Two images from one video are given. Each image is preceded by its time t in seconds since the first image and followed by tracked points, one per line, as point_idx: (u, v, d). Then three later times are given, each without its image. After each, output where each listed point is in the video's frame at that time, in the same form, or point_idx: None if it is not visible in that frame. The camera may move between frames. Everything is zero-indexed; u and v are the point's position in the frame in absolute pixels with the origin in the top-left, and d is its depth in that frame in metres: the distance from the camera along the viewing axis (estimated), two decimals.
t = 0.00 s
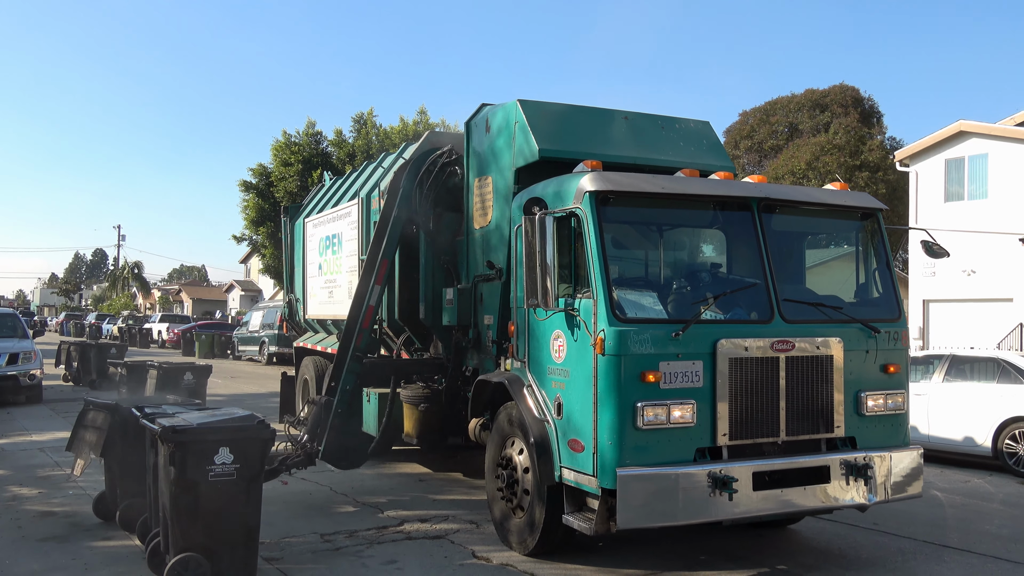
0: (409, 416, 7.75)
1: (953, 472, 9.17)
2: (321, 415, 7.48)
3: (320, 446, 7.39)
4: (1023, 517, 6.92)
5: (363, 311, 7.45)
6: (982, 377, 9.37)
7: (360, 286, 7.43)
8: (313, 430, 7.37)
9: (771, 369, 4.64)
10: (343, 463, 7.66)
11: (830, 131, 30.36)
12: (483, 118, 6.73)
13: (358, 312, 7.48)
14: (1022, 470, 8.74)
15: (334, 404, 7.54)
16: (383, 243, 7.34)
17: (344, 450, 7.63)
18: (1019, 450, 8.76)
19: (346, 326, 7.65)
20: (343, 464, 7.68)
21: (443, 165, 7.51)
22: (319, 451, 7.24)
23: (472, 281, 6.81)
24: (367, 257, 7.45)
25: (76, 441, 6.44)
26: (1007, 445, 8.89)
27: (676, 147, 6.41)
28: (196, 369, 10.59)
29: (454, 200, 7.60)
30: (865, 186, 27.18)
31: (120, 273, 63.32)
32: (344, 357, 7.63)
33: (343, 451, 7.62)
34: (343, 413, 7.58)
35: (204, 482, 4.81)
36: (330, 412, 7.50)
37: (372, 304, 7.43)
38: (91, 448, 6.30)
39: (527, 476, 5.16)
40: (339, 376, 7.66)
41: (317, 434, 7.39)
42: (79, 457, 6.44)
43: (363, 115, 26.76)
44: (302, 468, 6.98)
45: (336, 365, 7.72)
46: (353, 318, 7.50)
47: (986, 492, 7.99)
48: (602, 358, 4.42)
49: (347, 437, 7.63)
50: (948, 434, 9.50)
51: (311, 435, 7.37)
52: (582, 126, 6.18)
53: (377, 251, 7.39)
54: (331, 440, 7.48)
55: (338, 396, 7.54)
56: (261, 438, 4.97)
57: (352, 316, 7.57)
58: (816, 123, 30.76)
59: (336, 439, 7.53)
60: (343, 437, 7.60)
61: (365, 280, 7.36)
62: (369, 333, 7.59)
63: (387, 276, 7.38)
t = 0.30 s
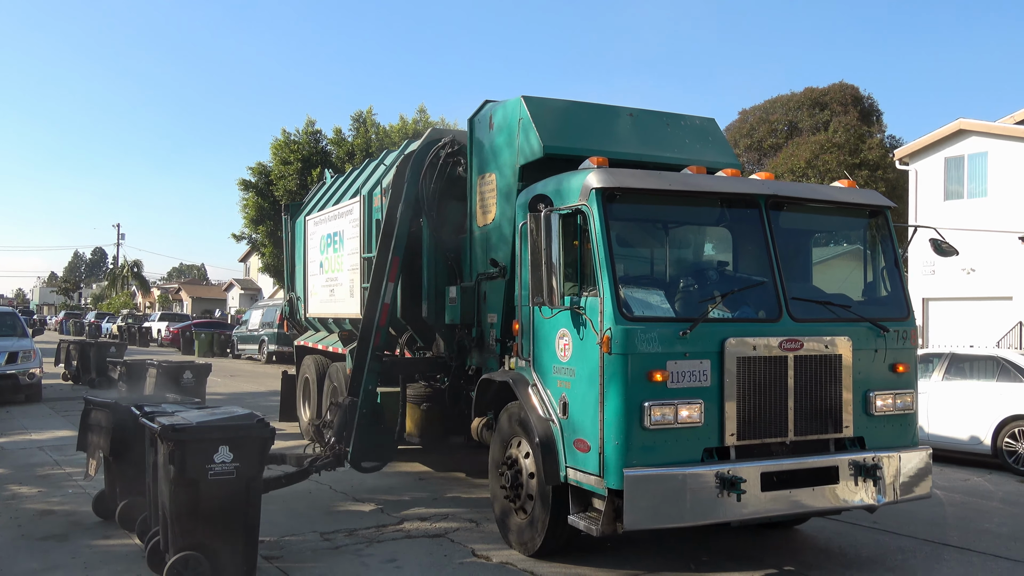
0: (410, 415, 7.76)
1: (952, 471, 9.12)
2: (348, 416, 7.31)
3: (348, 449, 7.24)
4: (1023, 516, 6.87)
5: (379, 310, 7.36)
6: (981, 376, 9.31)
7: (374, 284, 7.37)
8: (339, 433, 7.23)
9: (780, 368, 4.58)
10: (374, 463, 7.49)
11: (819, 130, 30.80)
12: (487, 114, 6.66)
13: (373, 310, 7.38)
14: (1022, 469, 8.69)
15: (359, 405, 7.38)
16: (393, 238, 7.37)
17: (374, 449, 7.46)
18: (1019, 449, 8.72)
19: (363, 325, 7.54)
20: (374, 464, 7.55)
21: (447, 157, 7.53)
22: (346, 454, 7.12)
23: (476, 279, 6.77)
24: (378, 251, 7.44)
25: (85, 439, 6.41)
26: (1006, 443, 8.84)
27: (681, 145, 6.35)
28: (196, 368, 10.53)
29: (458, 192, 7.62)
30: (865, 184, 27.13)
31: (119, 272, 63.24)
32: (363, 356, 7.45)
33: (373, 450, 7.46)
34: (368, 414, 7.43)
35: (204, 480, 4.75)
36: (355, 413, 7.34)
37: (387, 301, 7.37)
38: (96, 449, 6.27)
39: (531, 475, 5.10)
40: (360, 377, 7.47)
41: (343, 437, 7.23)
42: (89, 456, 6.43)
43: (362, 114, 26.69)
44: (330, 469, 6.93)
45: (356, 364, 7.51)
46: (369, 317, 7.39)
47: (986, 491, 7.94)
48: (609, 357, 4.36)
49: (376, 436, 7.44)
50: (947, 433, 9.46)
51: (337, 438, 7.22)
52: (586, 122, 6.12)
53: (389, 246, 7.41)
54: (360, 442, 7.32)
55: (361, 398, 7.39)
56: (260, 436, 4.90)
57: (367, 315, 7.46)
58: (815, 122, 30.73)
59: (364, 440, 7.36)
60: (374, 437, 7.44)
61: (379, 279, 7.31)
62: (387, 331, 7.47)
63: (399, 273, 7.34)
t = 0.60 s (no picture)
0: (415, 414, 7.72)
1: (950, 468, 9.05)
2: (374, 418, 7.23)
3: (377, 450, 7.18)
4: (1022, 513, 6.80)
5: (396, 307, 7.38)
6: (979, 373, 9.23)
7: (389, 281, 7.42)
8: (367, 435, 7.16)
9: (793, 367, 4.50)
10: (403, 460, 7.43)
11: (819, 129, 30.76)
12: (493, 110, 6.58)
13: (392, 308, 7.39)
14: (1020, 466, 8.61)
15: (385, 405, 7.30)
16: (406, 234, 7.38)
17: (401, 446, 7.40)
18: (1017, 446, 8.66)
19: (381, 326, 7.56)
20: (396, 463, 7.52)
21: (450, 150, 7.54)
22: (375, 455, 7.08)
23: (481, 276, 6.68)
24: (388, 251, 7.50)
25: (85, 438, 6.31)
26: (1005, 440, 8.77)
27: (690, 140, 6.27)
28: (194, 366, 10.42)
29: (464, 183, 7.54)
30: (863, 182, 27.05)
31: (117, 271, 63.11)
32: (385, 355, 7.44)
33: (400, 446, 7.41)
34: (394, 413, 7.34)
35: (203, 479, 4.66)
36: (382, 414, 7.28)
37: (404, 298, 7.38)
38: (97, 448, 6.17)
39: (539, 476, 5.01)
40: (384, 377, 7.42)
41: (372, 439, 7.17)
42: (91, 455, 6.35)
43: (360, 112, 26.59)
44: (360, 471, 6.93)
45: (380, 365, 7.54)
46: (388, 316, 7.40)
47: (984, 488, 7.86)
48: (620, 355, 4.27)
49: (404, 432, 7.39)
50: (944, 430, 9.38)
51: (366, 439, 7.16)
52: (594, 117, 6.03)
53: (400, 243, 7.44)
54: (388, 442, 7.27)
55: (387, 398, 7.30)
56: (259, 435, 4.80)
57: (385, 314, 7.47)
58: (814, 119, 30.74)
59: (392, 439, 7.29)
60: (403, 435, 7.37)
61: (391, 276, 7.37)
62: (406, 329, 7.45)
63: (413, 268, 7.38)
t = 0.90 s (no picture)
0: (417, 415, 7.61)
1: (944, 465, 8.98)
2: (375, 420, 7.04)
3: (379, 453, 6.98)
4: (1014, 509, 6.72)
5: (395, 306, 7.20)
6: (973, 370, 9.15)
7: (388, 280, 7.23)
8: (369, 437, 6.98)
9: (806, 366, 4.38)
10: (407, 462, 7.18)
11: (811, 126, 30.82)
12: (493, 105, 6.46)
13: (390, 307, 7.21)
14: (1013, 462, 8.53)
15: (386, 407, 7.11)
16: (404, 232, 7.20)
17: (404, 448, 7.14)
18: (1011, 442, 8.58)
19: (380, 324, 7.33)
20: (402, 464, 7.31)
21: (446, 144, 7.37)
22: (378, 458, 6.90)
23: (482, 274, 6.57)
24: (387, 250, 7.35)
25: (73, 440, 6.12)
26: (998, 437, 8.68)
27: (695, 134, 6.15)
28: (188, 366, 10.22)
29: (464, 176, 7.40)
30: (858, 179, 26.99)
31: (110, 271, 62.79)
32: (385, 356, 7.22)
33: (403, 450, 7.13)
34: (395, 414, 7.12)
35: (196, 479, 4.52)
36: (382, 416, 7.09)
37: (402, 297, 7.21)
38: (87, 447, 5.99)
39: (544, 478, 4.88)
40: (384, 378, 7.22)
41: (375, 441, 6.97)
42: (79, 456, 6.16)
43: (354, 110, 26.33)
44: (362, 473, 6.73)
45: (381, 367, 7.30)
46: (387, 315, 7.22)
47: (977, 484, 7.78)
48: (629, 355, 4.14)
49: (406, 434, 7.12)
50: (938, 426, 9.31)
51: (367, 442, 6.96)
52: (598, 111, 5.91)
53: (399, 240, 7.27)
54: (390, 445, 7.05)
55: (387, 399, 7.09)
56: (253, 435, 4.66)
57: (385, 313, 7.28)
58: (808, 117, 30.62)
59: (394, 441, 7.07)
60: (408, 435, 7.15)
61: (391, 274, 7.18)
62: (406, 328, 7.27)
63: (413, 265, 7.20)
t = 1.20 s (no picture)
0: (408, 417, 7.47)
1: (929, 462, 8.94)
2: (367, 421, 6.95)
3: (371, 455, 6.84)
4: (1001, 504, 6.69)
5: (388, 305, 7.10)
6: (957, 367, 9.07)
7: (381, 278, 7.14)
8: (361, 438, 6.85)
9: (816, 365, 4.24)
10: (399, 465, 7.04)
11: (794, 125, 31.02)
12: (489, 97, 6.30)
13: (383, 306, 7.12)
14: (995, 458, 8.47)
15: (379, 408, 7.03)
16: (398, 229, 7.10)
17: (396, 450, 7.00)
18: (994, 438, 8.52)
19: (371, 325, 7.23)
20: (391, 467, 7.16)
21: (444, 138, 7.19)
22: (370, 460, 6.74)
23: (478, 271, 6.41)
24: (382, 242, 7.21)
25: (59, 440, 5.95)
26: (982, 433, 8.61)
27: (696, 127, 6.01)
28: (173, 366, 10.03)
29: (460, 172, 7.18)
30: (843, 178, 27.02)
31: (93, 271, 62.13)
32: (378, 355, 7.15)
33: (396, 452, 7.01)
34: (388, 415, 7.05)
35: (180, 479, 4.44)
36: (375, 417, 7.00)
37: (396, 296, 7.11)
38: (73, 449, 5.81)
39: (545, 481, 4.72)
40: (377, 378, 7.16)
41: (366, 443, 6.85)
42: (66, 457, 5.99)
43: (338, 109, 25.98)
44: (353, 477, 6.55)
45: (373, 368, 7.25)
46: (380, 315, 7.11)
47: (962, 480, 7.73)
48: (634, 355, 3.99)
49: (398, 436, 7.02)
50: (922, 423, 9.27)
51: (359, 444, 6.82)
52: (597, 104, 5.76)
53: (392, 237, 7.16)
54: (382, 446, 6.93)
55: (380, 400, 7.02)
56: (238, 434, 4.59)
57: (378, 312, 7.19)
58: (794, 116, 30.62)
59: (386, 442, 6.95)
60: (399, 438, 7.04)
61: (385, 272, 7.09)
62: (400, 327, 7.15)
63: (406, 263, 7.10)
